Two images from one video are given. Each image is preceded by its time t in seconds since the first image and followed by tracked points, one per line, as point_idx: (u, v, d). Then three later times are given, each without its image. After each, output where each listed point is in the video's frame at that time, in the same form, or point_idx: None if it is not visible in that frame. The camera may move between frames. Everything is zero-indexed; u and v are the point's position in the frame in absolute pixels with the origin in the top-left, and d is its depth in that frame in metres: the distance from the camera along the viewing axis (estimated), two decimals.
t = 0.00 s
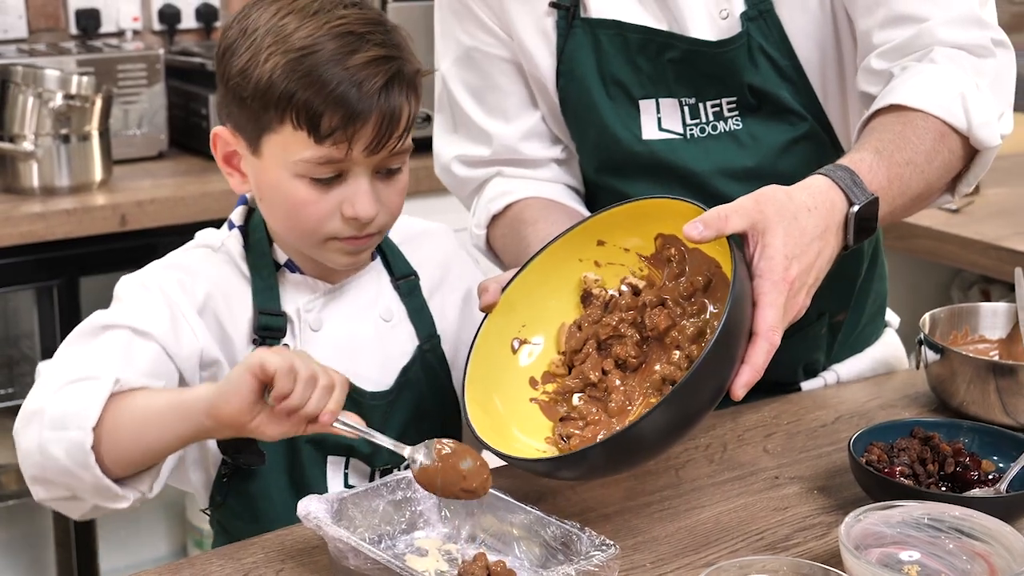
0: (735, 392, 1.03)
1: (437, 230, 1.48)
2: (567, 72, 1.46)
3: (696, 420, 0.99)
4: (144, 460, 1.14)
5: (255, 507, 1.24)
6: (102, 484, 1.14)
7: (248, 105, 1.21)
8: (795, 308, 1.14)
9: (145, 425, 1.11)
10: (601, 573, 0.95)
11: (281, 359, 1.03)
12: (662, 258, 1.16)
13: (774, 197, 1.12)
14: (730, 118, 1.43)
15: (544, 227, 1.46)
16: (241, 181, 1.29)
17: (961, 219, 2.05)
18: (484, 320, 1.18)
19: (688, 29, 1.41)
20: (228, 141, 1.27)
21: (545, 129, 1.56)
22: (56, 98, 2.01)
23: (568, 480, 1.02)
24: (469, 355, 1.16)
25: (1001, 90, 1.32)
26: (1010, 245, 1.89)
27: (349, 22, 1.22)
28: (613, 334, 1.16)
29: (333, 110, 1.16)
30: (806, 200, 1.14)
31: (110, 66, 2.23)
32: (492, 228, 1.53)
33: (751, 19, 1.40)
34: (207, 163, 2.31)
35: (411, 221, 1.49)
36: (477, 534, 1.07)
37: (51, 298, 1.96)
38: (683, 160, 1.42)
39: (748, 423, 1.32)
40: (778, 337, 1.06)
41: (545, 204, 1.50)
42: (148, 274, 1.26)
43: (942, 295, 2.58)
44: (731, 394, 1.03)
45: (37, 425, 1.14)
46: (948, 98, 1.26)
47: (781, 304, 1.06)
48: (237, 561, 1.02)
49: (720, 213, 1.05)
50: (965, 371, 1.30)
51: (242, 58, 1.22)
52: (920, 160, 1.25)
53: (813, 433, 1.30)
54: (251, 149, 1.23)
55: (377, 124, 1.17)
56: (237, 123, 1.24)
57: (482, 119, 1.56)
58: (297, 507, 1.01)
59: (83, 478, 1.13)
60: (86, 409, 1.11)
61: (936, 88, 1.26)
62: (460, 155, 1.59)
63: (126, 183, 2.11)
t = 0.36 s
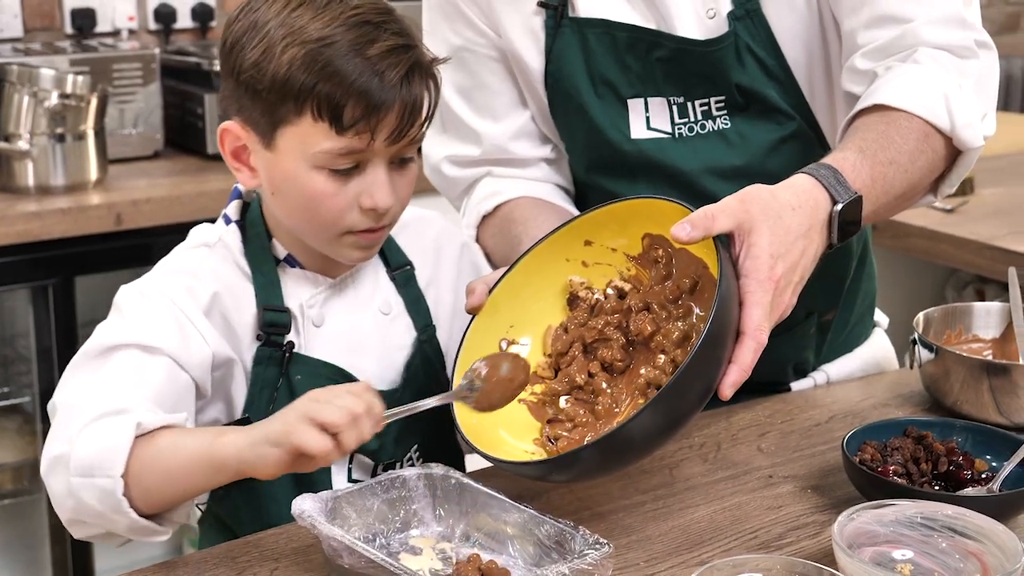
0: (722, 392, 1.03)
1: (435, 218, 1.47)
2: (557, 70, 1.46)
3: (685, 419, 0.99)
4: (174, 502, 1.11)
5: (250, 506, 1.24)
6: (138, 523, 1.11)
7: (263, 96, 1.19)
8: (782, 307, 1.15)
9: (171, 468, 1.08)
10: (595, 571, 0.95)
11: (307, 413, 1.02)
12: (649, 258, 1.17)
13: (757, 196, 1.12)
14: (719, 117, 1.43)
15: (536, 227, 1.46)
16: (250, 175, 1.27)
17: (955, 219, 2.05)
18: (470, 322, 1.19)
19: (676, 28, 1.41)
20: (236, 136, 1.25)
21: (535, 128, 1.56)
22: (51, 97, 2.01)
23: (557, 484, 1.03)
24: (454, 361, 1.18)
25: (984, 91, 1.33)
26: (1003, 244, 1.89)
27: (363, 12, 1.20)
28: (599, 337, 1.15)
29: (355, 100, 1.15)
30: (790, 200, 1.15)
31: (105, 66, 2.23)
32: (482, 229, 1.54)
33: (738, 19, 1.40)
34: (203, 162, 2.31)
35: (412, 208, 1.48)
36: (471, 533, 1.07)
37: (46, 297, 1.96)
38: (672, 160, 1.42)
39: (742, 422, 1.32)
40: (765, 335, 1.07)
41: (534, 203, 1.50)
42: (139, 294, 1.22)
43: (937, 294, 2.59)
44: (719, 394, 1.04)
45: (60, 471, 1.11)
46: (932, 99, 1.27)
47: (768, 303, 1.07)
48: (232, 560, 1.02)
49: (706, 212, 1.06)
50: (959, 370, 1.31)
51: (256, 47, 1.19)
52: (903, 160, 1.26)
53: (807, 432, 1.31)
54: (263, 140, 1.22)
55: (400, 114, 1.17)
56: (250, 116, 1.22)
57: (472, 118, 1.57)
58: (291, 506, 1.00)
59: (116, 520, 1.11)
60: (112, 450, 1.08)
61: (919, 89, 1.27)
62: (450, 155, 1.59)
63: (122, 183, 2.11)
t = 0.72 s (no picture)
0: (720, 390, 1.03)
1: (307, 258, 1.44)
2: (557, 61, 1.46)
3: (683, 418, 0.99)
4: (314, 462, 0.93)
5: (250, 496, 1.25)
6: (277, 486, 0.92)
7: (160, 110, 1.01)
8: (776, 303, 1.16)
9: (311, 417, 0.91)
10: (594, 562, 0.95)
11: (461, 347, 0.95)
12: (643, 257, 1.17)
13: (751, 195, 1.13)
14: (720, 108, 1.43)
15: (535, 219, 1.46)
16: (127, 202, 1.07)
17: (955, 210, 2.05)
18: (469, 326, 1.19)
19: (677, 20, 1.40)
20: (115, 158, 1.04)
21: (536, 120, 1.56)
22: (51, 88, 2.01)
23: (558, 482, 1.03)
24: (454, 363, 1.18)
25: (981, 84, 1.35)
26: (1003, 236, 1.89)
27: (262, 18, 1.09)
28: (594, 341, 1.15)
29: (269, 114, 1.04)
30: (784, 197, 1.16)
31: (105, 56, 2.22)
32: (482, 221, 1.53)
33: (739, 11, 1.40)
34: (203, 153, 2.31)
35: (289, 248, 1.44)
36: (471, 522, 1.08)
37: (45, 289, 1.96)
38: (673, 152, 1.42)
39: (741, 412, 1.33)
40: (760, 333, 1.07)
41: (535, 196, 1.50)
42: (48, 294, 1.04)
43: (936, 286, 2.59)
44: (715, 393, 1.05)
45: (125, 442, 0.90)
46: (928, 94, 1.28)
47: (763, 302, 1.07)
48: (232, 549, 1.02)
49: (700, 213, 1.05)
50: (959, 361, 1.31)
51: (142, 64, 1.01)
52: (899, 156, 1.27)
53: (806, 423, 1.31)
54: (150, 160, 1.04)
55: (307, 133, 1.09)
56: (137, 130, 1.03)
57: (472, 110, 1.57)
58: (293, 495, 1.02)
59: (258, 483, 0.91)
60: (258, 398, 0.91)
61: (915, 83, 1.28)
62: (450, 147, 1.59)
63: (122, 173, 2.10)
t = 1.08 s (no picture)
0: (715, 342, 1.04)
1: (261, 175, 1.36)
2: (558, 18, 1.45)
3: (679, 374, 0.99)
4: (415, 437, 0.93)
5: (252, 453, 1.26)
6: (360, 455, 0.93)
7: (74, 78, 0.94)
8: (771, 263, 1.16)
9: (441, 386, 0.92)
10: (595, 517, 0.96)
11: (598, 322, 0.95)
12: (640, 218, 1.16)
13: (748, 154, 1.13)
14: (721, 65, 1.42)
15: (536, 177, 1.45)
16: (37, 171, 0.98)
17: (956, 169, 2.05)
18: (464, 285, 1.18)
19: None
20: (23, 126, 0.96)
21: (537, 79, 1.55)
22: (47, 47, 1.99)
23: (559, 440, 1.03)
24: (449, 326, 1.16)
25: (979, 48, 1.36)
26: (1003, 195, 1.89)
27: None
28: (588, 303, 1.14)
29: (192, 74, 0.97)
30: (780, 156, 1.16)
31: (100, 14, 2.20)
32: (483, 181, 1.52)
33: None
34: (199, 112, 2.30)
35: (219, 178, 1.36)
36: (473, 479, 1.08)
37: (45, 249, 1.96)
38: (674, 110, 1.41)
39: (741, 370, 1.33)
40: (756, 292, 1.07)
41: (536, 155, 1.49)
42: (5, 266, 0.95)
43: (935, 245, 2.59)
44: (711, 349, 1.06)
45: (220, 416, 0.89)
46: (925, 54, 1.29)
47: (758, 261, 1.07)
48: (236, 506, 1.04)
49: (699, 171, 1.05)
50: (960, 319, 1.31)
51: (49, 30, 0.94)
52: (893, 117, 1.28)
53: (806, 380, 1.31)
54: (63, 127, 0.96)
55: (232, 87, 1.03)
56: (49, 98, 0.95)
57: (472, 69, 1.56)
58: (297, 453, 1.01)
59: (344, 452, 0.92)
60: (357, 367, 0.92)
61: (912, 44, 1.29)
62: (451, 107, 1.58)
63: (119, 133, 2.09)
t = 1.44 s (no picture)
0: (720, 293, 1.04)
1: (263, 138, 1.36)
2: None
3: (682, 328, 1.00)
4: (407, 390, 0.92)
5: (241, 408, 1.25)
6: (338, 405, 0.91)
7: (31, 29, 0.94)
8: (775, 218, 1.16)
9: (452, 340, 0.91)
10: (595, 468, 0.96)
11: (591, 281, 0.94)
12: (645, 173, 1.15)
13: (754, 109, 1.12)
14: (726, 16, 1.40)
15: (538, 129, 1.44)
16: (8, 129, 0.98)
17: (957, 122, 2.04)
18: (464, 239, 1.18)
19: None
20: None
21: (540, 30, 1.54)
22: None
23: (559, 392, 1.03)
24: (451, 279, 1.16)
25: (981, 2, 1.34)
26: (1005, 147, 1.88)
27: None
28: (589, 260, 1.12)
29: (147, 15, 0.94)
30: (785, 111, 1.15)
31: None
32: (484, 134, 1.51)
33: None
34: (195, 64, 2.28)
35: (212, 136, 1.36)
36: (473, 431, 1.08)
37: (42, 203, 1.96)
38: (678, 62, 1.40)
39: (742, 322, 1.33)
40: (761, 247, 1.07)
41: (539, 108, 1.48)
42: None
43: (935, 198, 2.58)
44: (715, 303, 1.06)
45: (202, 353, 0.88)
46: (927, 7, 1.28)
47: (764, 215, 1.07)
48: (239, 457, 1.05)
49: (705, 127, 1.05)
50: (960, 271, 1.30)
51: None
52: (897, 71, 1.28)
53: (805, 332, 1.31)
54: (27, 83, 0.96)
55: (194, 31, 0.99)
56: (13, 55, 0.95)
57: (476, 20, 1.55)
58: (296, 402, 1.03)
59: (324, 397, 0.90)
60: (343, 317, 0.91)
61: None
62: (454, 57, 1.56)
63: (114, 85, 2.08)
